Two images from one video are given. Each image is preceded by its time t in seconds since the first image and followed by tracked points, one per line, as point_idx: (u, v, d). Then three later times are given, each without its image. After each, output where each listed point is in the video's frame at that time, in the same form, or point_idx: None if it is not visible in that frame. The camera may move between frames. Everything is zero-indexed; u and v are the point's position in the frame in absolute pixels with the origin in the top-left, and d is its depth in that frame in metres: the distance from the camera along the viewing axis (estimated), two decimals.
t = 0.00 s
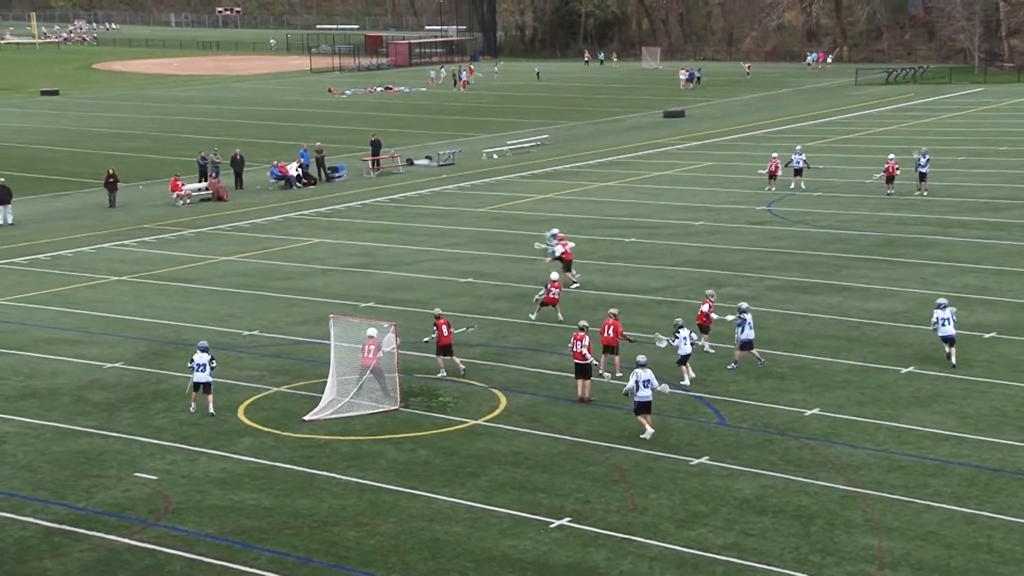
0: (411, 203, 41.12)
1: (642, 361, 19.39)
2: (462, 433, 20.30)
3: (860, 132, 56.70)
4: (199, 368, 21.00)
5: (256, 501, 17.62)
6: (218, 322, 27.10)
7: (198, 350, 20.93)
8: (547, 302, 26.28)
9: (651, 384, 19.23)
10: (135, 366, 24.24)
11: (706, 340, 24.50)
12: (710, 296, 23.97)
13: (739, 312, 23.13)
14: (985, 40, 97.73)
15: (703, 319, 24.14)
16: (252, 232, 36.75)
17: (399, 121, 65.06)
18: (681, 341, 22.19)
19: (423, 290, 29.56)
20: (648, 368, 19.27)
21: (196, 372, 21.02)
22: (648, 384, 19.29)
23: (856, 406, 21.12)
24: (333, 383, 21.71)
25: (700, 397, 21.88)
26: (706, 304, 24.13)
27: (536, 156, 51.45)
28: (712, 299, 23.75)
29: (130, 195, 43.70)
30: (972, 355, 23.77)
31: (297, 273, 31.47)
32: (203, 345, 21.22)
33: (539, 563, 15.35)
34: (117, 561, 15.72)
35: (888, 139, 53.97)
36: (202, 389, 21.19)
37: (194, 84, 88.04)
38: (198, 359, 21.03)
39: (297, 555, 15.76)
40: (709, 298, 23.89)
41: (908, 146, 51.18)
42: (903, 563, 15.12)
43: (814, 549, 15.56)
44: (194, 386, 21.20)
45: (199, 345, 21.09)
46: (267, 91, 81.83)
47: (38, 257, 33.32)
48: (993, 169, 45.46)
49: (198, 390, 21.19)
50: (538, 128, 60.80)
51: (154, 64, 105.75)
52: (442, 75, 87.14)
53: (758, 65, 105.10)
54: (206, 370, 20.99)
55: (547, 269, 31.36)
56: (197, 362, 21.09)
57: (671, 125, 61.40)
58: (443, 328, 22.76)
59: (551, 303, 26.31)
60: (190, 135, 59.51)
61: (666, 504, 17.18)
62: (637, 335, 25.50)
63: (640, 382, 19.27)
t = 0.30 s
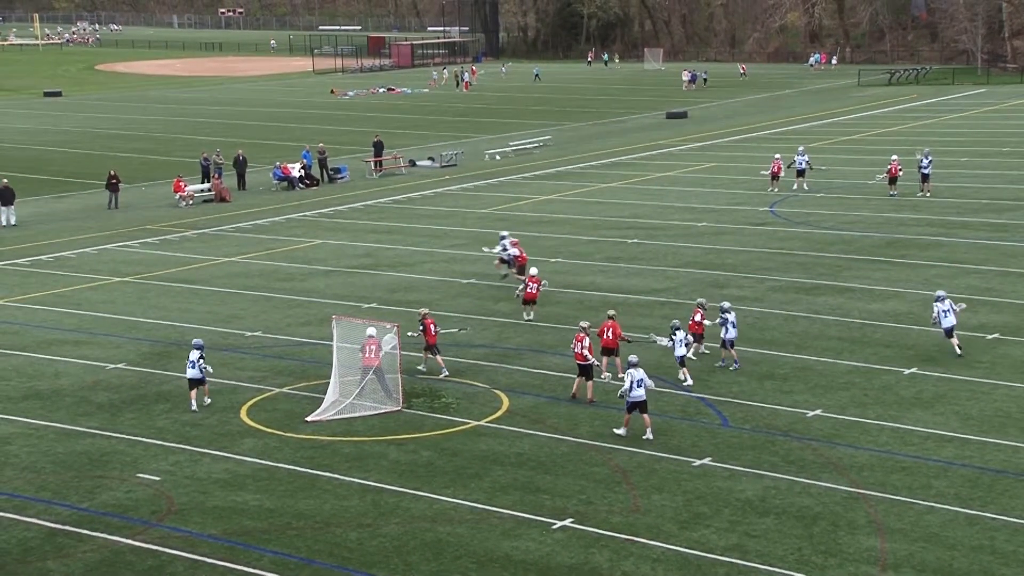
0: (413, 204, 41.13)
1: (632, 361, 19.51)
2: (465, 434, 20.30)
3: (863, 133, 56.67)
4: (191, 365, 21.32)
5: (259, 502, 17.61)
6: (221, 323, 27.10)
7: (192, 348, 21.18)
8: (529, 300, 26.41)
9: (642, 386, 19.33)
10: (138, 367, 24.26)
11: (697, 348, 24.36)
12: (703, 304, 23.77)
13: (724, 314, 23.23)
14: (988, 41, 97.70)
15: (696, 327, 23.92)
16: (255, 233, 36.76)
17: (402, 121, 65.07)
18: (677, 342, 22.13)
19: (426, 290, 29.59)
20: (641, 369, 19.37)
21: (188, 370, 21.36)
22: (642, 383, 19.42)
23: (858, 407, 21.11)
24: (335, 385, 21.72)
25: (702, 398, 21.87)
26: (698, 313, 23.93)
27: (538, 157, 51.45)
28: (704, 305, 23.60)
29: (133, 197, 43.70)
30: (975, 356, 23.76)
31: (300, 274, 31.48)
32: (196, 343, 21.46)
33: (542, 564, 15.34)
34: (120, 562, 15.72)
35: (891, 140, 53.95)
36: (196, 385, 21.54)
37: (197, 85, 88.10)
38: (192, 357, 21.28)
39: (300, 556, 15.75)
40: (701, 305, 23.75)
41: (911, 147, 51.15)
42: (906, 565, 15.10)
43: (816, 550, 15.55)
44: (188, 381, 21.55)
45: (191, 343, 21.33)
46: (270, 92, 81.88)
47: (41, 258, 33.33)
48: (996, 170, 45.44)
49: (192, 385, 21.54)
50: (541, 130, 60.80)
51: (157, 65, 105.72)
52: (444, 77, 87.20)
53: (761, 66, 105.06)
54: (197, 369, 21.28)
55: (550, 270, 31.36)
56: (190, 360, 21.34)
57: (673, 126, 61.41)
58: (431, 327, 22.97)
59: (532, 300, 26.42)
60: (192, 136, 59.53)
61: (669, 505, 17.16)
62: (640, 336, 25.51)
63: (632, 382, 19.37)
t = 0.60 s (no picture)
0: (416, 204, 41.14)
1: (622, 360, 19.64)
2: (466, 434, 20.31)
3: (866, 134, 56.68)
4: (184, 362, 21.74)
5: (261, 503, 17.62)
6: (223, 323, 27.12)
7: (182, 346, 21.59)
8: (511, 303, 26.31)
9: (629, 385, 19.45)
10: (140, 367, 24.28)
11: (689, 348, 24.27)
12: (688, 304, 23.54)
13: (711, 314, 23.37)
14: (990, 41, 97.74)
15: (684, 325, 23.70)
16: (257, 233, 36.77)
17: (404, 122, 65.10)
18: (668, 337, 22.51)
19: (428, 291, 29.60)
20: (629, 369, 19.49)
21: (182, 367, 21.78)
22: (630, 382, 19.54)
23: (861, 408, 21.10)
24: (337, 385, 21.75)
25: (704, 398, 21.87)
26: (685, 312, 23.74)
27: (540, 157, 51.47)
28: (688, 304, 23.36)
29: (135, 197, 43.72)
30: (976, 357, 23.74)
31: (302, 274, 31.49)
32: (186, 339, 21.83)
33: (543, 564, 15.35)
34: (122, 562, 15.72)
35: (893, 140, 53.95)
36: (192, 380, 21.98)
37: (199, 85, 88.17)
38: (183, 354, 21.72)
39: (302, 557, 15.75)
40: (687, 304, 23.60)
41: (913, 147, 51.14)
42: (908, 565, 15.10)
43: (818, 551, 15.54)
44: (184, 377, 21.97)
45: (181, 341, 21.72)
46: (272, 93, 81.92)
47: (44, 258, 33.35)
48: (998, 171, 45.43)
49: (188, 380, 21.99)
50: (543, 130, 60.82)
51: (158, 66, 105.76)
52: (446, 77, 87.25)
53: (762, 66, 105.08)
54: (192, 365, 21.72)
55: (552, 270, 31.36)
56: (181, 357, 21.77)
57: (675, 126, 61.44)
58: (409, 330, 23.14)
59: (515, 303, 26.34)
60: (195, 136, 59.55)
61: (670, 506, 17.16)
62: (642, 336, 25.52)
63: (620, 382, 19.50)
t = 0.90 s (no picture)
0: (416, 204, 41.14)
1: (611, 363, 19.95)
2: (467, 434, 20.32)
3: (866, 134, 56.68)
4: (161, 356, 22.18)
5: (261, 503, 17.62)
6: (223, 323, 27.13)
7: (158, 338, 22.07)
8: (501, 301, 26.08)
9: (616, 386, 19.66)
10: (140, 367, 24.30)
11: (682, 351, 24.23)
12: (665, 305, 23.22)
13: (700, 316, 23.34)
14: (991, 41, 97.81)
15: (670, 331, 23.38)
16: (258, 233, 36.76)
17: (405, 122, 65.07)
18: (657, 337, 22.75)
19: (428, 291, 29.61)
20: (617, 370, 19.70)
21: (159, 360, 22.20)
22: (618, 382, 19.74)
23: (861, 408, 21.10)
24: (338, 384, 21.76)
25: (704, 399, 21.87)
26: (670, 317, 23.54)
27: (541, 157, 51.47)
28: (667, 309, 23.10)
29: (136, 197, 43.70)
30: (976, 357, 23.75)
31: (302, 274, 31.49)
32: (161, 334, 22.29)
33: (543, 565, 15.35)
34: (122, 563, 15.71)
35: (893, 141, 53.97)
36: (171, 374, 22.38)
37: (199, 86, 88.13)
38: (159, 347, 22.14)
39: (303, 557, 15.75)
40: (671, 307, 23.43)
41: (914, 148, 51.15)
42: (909, 565, 15.10)
43: (818, 551, 15.54)
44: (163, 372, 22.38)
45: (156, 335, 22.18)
46: (272, 93, 81.87)
47: (44, 258, 33.34)
48: (999, 171, 45.43)
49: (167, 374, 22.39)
50: (543, 130, 60.79)
51: (158, 66, 105.73)
52: (446, 78, 87.20)
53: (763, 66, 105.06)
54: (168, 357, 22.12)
55: (552, 270, 31.36)
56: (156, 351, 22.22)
57: (675, 126, 61.45)
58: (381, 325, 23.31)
59: (507, 302, 26.11)
60: (196, 136, 59.50)
61: (670, 506, 17.17)
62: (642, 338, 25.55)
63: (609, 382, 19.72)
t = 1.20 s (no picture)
0: (419, 205, 41.13)
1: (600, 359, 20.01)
2: (470, 434, 20.31)
3: (870, 134, 56.64)
4: (139, 351, 22.39)
5: (264, 503, 17.63)
6: (226, 323, 27.13)
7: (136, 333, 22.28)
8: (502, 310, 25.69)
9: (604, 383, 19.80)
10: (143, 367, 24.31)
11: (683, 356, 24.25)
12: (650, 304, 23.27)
13: (694, 316, 23.31)
14: (994, 41, 97.74)
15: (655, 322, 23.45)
16: (261, 233, 36.74)
17: (407, 122, 65.05)
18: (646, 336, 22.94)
19: (431, 291, 29.59)
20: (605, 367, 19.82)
21: (137, 355, 22.39)
22: (608, 380, 19.87)
23: (864, 408, 21.09)
24: (340, 384, 21.77)
25: (708, 399, 21.86)
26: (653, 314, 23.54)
27: (543, 157, 51.44)
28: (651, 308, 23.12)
29: (138, 198, 43.68)
30: (980, 358, 23.73)
31: (305, 274, 31.48)
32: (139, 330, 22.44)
33: (546, 565, 15.34)
34: (126, 562, 15.72)
35: (896, 141, 53.94)
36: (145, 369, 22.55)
37: (201, 86, 88.09)
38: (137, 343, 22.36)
39: (306, 557, 15.75)
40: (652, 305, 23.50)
41: (917, 148, 51.13)
42: (912, 565, 15.11)
43: (822, 552, 15.54)
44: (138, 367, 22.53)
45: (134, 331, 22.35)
46: (275, 93, 81.85)
47: (47, 259, 33.34)
48: (1002, 171, 45.38)
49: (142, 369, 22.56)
50: (546, 130, 60.76)
51: (161, 66, 105.70)
52: (449, 78, 87.14)
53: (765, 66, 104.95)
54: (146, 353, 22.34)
55: (555, 271, 31.35)
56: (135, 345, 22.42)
57: (678, 126, 61.44)
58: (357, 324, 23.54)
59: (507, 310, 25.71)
60: (199, 137, 59.47)
61: (673, 506, 17.16)
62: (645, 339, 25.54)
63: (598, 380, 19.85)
